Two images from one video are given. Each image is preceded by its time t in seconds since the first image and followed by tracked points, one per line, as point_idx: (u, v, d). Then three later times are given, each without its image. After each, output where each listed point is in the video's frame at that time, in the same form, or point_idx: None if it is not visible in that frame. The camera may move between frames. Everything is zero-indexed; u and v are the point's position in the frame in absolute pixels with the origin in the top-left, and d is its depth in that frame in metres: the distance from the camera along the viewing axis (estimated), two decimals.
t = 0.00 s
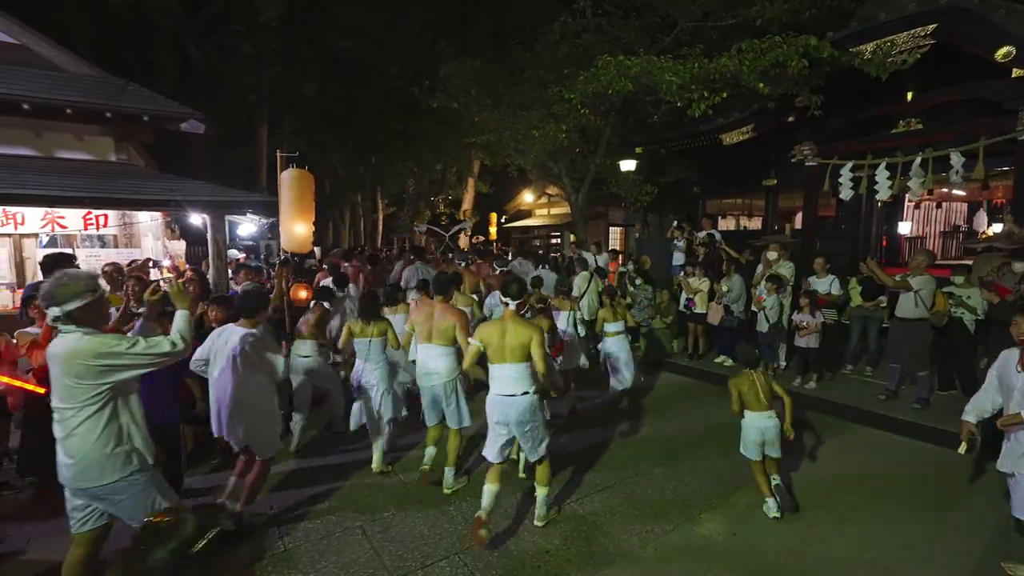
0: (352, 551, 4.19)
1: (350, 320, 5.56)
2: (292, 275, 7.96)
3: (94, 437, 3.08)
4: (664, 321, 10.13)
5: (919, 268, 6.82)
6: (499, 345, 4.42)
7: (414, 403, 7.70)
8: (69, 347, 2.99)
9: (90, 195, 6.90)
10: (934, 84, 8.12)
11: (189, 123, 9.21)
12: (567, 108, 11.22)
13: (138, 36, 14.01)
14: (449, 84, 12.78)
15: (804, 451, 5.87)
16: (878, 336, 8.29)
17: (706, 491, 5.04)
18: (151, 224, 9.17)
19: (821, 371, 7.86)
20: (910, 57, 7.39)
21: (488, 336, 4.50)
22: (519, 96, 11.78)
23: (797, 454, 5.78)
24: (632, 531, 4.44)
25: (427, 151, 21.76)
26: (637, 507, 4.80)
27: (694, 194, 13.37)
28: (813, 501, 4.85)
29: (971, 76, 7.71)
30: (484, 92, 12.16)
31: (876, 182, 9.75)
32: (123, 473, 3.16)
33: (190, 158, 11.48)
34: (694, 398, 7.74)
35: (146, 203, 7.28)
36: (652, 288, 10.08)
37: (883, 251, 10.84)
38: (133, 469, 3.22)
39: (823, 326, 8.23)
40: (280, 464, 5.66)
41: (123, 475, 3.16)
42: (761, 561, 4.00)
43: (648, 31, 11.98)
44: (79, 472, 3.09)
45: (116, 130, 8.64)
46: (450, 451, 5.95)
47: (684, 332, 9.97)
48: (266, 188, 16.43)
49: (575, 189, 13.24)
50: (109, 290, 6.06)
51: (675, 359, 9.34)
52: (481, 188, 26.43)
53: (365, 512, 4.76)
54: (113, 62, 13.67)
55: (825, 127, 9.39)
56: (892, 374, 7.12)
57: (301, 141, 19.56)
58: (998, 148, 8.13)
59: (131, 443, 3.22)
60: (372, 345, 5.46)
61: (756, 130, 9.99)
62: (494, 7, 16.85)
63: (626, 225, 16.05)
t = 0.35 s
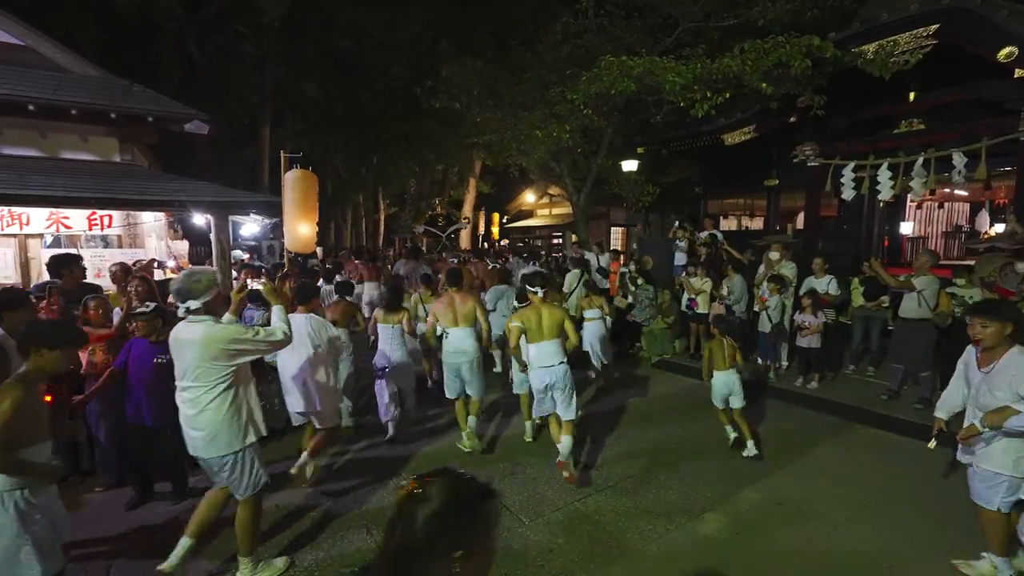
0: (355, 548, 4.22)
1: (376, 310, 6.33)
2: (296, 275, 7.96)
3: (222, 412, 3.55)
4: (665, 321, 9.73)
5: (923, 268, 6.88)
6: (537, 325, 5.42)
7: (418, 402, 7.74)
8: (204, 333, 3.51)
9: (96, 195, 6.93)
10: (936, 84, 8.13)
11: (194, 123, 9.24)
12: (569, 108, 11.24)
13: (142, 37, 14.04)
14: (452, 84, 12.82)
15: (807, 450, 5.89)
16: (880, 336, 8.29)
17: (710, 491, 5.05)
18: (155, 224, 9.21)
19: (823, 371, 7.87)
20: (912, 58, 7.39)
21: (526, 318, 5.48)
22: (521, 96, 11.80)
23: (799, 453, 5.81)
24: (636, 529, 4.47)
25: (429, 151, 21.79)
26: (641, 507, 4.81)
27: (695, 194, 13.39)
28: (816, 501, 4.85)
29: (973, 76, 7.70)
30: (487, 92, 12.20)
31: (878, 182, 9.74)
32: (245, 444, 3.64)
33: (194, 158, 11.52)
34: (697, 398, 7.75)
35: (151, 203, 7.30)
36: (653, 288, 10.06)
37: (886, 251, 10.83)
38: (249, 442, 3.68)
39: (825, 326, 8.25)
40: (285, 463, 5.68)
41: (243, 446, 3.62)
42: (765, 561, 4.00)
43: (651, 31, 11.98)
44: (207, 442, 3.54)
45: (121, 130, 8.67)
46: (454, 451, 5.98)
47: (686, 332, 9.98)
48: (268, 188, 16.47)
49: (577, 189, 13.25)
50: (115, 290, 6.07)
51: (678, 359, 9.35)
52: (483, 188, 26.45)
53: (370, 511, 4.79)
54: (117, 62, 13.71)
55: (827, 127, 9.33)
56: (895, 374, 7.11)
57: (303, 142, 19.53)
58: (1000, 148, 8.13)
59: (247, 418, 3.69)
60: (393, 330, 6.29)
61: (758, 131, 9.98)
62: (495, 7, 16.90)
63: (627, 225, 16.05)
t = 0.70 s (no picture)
0: (359, 549, 4.22)
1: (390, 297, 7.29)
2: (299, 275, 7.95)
3: (299, 395, 3.98)
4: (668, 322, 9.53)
5: (927, 269, 6.86)
6: (539, 311, 6.19)
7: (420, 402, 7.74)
8: (291, 324, 3.99)
9: (99, 195, 6.94)
10: (939, 83, 8.12)
11: (196, 123, 9.26)
12: (571, 108, 11.25)
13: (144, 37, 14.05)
14: (454, 84, 12.85)
15: (809, 450, 5.89)
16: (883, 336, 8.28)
17: (712, 491, 5.03)
18: (158, 224, 9.22)
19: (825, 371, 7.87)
20: (915, 58, 7.41)
21: (531, 306, 6.24)
22: (522, 96, 11.81)
23: (802, 454, 5.80)
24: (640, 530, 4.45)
25: (430, 151, 21.82)
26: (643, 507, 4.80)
27: (697, 194, 13.39)
28: (821, 501, 4.83)
29: (976, 76, 7.68)
30: (488, 92, 12.23)
31: (881, 182, 9.72)
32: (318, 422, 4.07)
33: (196, 159, 11.54)
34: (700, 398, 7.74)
35: (153, 203, 7.31)
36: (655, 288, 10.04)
37: (888, 251, 10.82)
38: (319, 421, 4.11)
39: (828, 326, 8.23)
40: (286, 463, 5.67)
41: (316, 423, 4.05)
42: (769, 561, 3.98)
43: (652, 31, 11.96)
44: (286, 420, 3.93)
45: (123, 130, 8.68)
46: (456, 451, 5.98)
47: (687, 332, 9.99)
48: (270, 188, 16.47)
49: (578, 189, 13.24)
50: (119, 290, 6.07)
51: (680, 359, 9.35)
52: (484, 188, 26.46)
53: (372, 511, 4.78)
54: (118, 62, 13.72)
55: (830, 127, 9.40)
56: (898, 374, 7.11)
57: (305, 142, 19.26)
58: (1003, 148, 8.12)
59: (318, 400, 4.14)
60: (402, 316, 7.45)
61: (760, 130, 9.98)
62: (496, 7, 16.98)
63: (629, 226, 16.04)
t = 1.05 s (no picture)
0: (362, 548, 4.22)
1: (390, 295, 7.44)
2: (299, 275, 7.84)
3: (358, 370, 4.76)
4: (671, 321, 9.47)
5: (932, 269, 6.86)
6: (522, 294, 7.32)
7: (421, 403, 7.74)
8: (350, 308, 4.83)
9: (99, 195, 6.94)
10: (942, 82, 8.07)
11: (198, 123, 9.27)
12: (572, 107, 11.23)
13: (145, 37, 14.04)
14: (455, 84, 12.85)
15: (813, 451, 5.86)
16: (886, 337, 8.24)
17: (714, 491, 5.04)
18: (159, 224, 9.22)
19: (827, 372, 7.84)
20: (918, 57, 7.45)
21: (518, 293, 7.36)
22: (524, 96, 11.79)
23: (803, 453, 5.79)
24: (642, 531, 4.44)
25: (432, 151, 21.82)
26: (645, 508, 4.79)
27: (699, 194, 13.36)
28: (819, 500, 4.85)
29: (979, 76, 7.65)
30: (489, 92, 12.24)
31: (882, 182, 9.69)
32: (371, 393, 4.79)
33: (197, 158, 11.53)
34: (701, 398, 7.75)
35: (155, 203, 7.31)
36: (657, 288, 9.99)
37: (890, 251, 10.77)
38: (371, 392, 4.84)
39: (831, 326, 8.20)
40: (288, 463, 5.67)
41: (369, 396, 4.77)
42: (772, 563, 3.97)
43: (653, 31, 11.94)
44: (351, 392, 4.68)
45: (124, 130, 8.67)
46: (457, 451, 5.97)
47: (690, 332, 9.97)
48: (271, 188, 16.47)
49: (580, 189, 13.21)
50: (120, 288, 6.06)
51: (682, 359, 9.33)
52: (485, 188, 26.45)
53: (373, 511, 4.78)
54: (119, 62, 13.71)
55: (832, 127, 9.31)
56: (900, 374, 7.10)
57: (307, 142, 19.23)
58: (1006, 147, 8.07)
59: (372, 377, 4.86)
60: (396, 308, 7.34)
61: (762, 130, 9.96)
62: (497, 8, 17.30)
63: (630, 225, 16.04)
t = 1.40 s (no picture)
0: (362, 551, 4.17)
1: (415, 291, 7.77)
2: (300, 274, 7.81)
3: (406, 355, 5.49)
4: (672, 321, 9.43)
5: (935, 268, 6.81)
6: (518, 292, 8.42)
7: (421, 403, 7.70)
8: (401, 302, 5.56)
9: (98, 194, 6.91)
10: (945, 81, 8.01)
11: (198, 123, 9.26)
12: (573, 106, 11.21)
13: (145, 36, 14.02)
14: (455, 84, 12.83)
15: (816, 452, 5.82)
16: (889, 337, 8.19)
17: (716, 492, 5.01)
18: (159, 223, 9.19)
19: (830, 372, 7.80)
20: (920, 56, 7.43)
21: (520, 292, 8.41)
22: (524, 95, 11.77)
23: (807, 454, 5.74)
24: (642, 532, 4.42)
25: (432, 151, 21.81)
26: (647, 509, 4.76)
27: (700, 194, 13.32)
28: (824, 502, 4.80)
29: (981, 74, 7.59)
30: (489, 91, 12.22)
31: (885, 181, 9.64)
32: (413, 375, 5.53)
33: (196, 158, 11.51)
34: (703, 398, 7.72)
35: (155, 202, 7.30)
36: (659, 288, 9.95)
37: (892, 251, 10.72)
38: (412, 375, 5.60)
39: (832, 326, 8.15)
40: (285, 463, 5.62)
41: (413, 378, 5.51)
42: (774, 563, 3.94)
43: (654, 30, 11.92)
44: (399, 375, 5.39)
45: (124, 130, 8.66)
46: (458, 453, 5.93)
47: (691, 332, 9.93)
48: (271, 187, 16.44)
49: (580, 189, 13.18)
50: (120, 287, 6.05)
51: (683, 359, 9.28)
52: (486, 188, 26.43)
53: (374, 516, 4.76)
54: (119, 62, 13.70)
55: (834, 125, 9.38)
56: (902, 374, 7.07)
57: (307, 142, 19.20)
58: (1010, 146, 8.01)
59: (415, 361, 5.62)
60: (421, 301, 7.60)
61: (763, 129, 9.91)
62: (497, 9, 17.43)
63: (631, 225, 16.01)
